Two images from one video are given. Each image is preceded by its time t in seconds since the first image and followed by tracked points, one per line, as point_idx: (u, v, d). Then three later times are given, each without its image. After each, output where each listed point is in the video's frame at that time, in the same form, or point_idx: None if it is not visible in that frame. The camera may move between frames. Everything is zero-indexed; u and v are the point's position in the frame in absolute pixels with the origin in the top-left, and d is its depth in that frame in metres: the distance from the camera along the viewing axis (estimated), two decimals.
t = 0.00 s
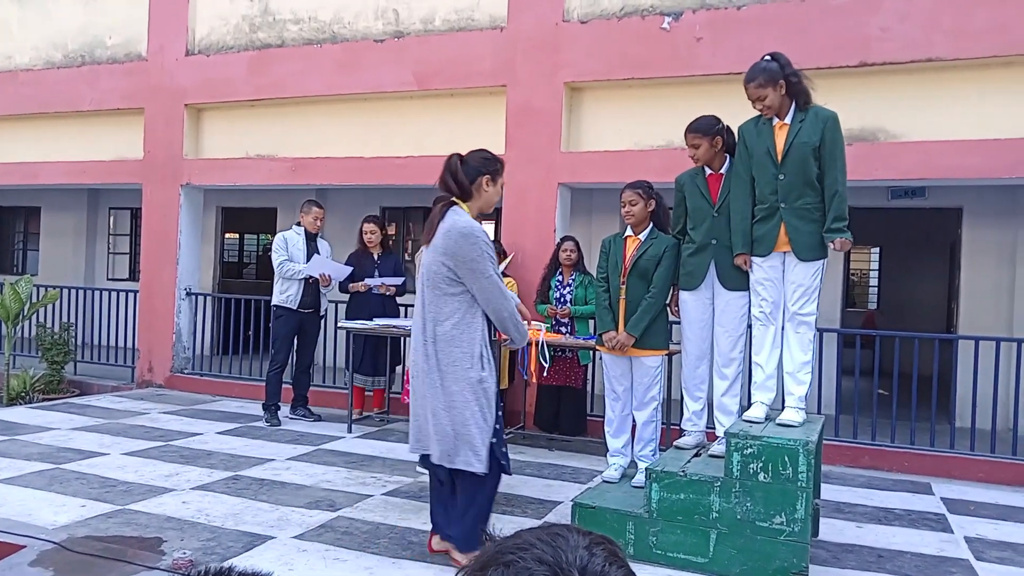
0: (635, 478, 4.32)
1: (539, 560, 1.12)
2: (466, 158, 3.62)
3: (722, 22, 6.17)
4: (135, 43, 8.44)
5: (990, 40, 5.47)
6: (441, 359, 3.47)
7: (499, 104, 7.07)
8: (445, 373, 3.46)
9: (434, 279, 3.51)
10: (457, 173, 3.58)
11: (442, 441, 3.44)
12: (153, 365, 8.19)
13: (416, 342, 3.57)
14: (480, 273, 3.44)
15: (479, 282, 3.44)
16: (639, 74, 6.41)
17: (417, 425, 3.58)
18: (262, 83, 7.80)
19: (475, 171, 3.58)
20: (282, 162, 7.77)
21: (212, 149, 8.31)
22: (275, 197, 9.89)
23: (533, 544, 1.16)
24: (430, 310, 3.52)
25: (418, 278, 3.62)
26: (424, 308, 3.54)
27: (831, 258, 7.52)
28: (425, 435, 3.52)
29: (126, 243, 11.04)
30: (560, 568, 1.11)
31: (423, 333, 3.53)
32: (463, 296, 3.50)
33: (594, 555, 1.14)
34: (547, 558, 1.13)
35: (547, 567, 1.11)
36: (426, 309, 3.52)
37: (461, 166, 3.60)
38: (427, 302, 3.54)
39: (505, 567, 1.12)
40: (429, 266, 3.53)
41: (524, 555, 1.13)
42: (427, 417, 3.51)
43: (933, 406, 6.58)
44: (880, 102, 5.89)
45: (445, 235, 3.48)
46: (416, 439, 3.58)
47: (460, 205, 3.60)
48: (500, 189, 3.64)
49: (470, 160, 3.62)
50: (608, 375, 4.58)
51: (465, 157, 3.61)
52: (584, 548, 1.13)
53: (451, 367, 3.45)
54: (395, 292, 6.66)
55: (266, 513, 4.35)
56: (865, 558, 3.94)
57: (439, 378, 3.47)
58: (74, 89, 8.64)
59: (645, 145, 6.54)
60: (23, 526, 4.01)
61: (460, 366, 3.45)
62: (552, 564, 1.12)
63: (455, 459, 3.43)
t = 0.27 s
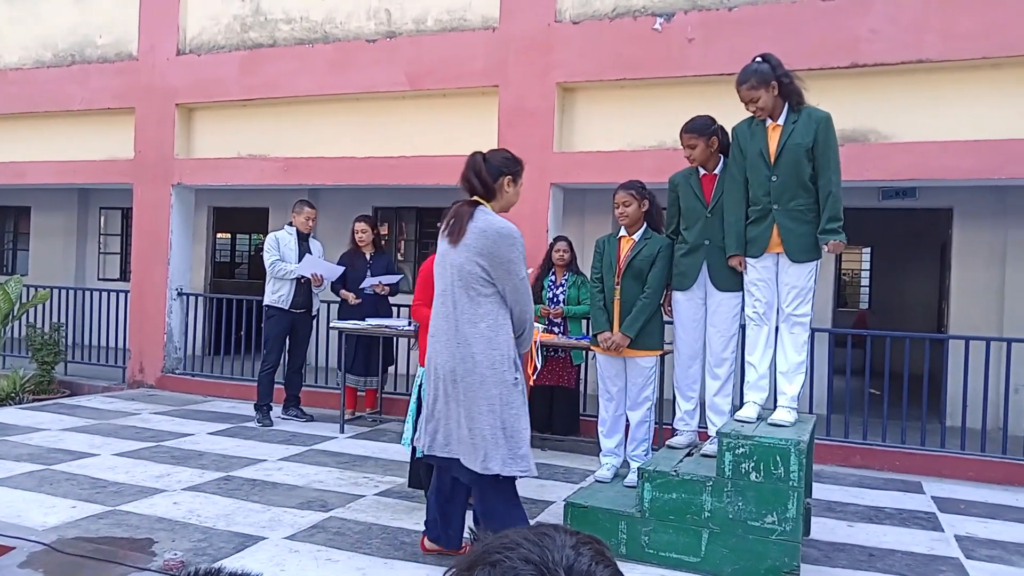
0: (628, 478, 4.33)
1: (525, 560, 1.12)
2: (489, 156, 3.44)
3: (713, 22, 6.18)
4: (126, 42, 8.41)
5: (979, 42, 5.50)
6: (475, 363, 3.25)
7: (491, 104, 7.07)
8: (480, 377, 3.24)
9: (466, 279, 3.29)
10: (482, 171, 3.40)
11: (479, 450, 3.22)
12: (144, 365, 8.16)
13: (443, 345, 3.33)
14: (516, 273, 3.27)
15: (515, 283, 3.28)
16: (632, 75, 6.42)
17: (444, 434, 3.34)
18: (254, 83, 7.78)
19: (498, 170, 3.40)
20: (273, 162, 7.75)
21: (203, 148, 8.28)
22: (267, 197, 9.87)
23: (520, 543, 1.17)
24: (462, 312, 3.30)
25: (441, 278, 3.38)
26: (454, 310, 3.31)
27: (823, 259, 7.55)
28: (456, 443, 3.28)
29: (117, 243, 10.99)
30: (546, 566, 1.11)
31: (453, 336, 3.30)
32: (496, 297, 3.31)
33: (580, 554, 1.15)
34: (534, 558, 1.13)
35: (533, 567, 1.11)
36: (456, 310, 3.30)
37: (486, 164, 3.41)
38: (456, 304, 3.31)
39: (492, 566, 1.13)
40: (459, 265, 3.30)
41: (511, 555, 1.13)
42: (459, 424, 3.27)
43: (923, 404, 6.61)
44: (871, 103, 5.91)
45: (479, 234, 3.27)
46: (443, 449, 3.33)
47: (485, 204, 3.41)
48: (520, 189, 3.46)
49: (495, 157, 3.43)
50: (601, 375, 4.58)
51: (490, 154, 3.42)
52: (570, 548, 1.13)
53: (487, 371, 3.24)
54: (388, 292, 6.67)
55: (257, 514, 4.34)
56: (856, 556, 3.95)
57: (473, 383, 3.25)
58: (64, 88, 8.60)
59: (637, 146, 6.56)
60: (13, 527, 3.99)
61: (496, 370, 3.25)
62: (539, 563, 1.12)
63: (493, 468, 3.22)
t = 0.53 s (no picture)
0: (615, 482, 4.33)
1: (505, 562, 1.11)
2: (509, 161, 3.21)
3: (702, 27, 6.21)
4: (113, 43, 8.36)
5: (964, 47, 5.54)
6: (494, 367, 3.04)
7: (480, 107, 7.07)
8: (498, 382, 3.04)
9: (487, 280, 3.06)
10: (506, 174, 3.17)
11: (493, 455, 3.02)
12: (130, 369, 8.11)
13: (457, 348, 3.07)
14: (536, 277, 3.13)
15: (533, 287, 3.13)
16: (620, 79, 6.44)
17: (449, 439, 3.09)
18: (242, 85, 7.75)
19: (518, 176, 3.19)
20: (262, 164, 7.73)
21: (191, 150, 8.25)
22: (255, 199, 9.84)
23: (501, 545, 1.16)
24: (479, 314, 3.06)
25: (455, 276, 3.11)
26: (469, 312, 3.06)
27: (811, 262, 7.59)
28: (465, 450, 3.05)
29: (103, 245, 10.92)
30: (525, 567, 1.11)
31: (469, 338, 3.05)
32: (513, 301, 3.12)
33: (561, 556, 1.14)
34: (514, 560, 1.12)
35: (513, 568, 1.11)
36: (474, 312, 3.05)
37: (511, 168, 3.19)
38: (473, 305, 3.07)
39: (473, 568, 1.12)
40: (480, 264, 3.07)
41: (491, 557, 1.13)
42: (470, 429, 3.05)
43: (909, 408, 6.65)
44: (857, 108, 5.95)
45: (503, 235, 3.07)
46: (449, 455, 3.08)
47: (502, 210, 3.18)
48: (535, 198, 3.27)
49: (519, 163, 3.22)
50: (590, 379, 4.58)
51: (515, 159, 3.20)
52: (550, 550, 1.13)
53: (505, 376, 3.04)
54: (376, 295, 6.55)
55: (243, 518, 4.32)
56: (842, 559, 3.97)
57: (490, 388, 3.03)
58: (50, 89, 8.55)
59: (625, 149, 6.57)
60: None
61: (513, 375, 3.06)
62: (519, 565, 1.11)
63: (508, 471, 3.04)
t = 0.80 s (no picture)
0: (607, 483, 4.34)
1: (489, 563, 1.11)
2: (519, 168, 3.16)
3: (692, 28, 6.22)
4: (103, 44, 8.33)
5: (953, 48, 5.57)
6: (494, 371, 2.93)
7: (471, 109, 7.07)
8: (497, 385, 2.93)
9: (494, 281, 2.96)
10: (516, 181, 3.12)
11: (486, 460, 2.91)
12: (121, 371, 8.07)
13: (457, 348, 2.95)
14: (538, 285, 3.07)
15: (533, 293, 3.07)
16: (611, 79, 6.44)
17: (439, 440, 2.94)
18: (232, 86, 7.73)
19: (528, 184, 3.14)
20: (252, 165, 7.71)
21: (181, 152, 8.22)
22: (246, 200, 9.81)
23: (486, 546, 1.16)
24: (482, 317, 2.95)
25: (459, 274, 3.00)
26: (472, 313, 2.95)
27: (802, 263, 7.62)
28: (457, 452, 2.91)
29: (94, 247, 10.87)
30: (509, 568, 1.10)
31: (471, 339, 2.93)
32: (514, 306, 3.03)
33: (545, 557, 1.14)
34: (498, 561, 1.12)
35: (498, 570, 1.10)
36: (479, 312, 2.94)
37: (521, 176, 3.14)
38: (476, 307, 2.95)
39: (457, 570, 1.12)
40: (487, 265, 2.96)
41: (476, 558, 1.13)
42: (465, 432, 2.91)
43: (900, 407, 6.67)
44: (847, 109, 5.97)
45: (512, 239, 3.00)
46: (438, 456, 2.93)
47: (511, 216, 3.11)
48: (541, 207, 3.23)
49: (528, 172, 3.18)
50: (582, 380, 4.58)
51: (526, 167, 3.16)
52: (534, 550, 1.13)
53: (505, 381, 2.95)
54: (368, 296, 6.58)
55: (234, 521, 4.31)
56: (833, 559, 3.98)
57: (488, 391, 2.92)
58: (39, 90, 8.52)
59: (617, 150, 6.58)
60: None
61: (511, 380, 2.97)
62: (503, 566, 1.11)
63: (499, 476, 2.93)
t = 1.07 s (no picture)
0: (599, 486, 4.35)
1: (473, 567, 1.11)
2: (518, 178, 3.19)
3: (685, 32, 6.24)
4: (94, 47, 8.31)
5: (943, 52, 5.60)
6: (488, 376, 2.94)
7: (464, 112, 7.08)
8: (489, 390, 2.94)
9: (491, 287, 2.96)
10: (516, 190, 3.14)
11: (474, 462, 2.92)
12: (112, 376, 8.03)
13: (452, 351, 2.93)
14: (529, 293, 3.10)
15: (525, 300, 3.09)
16: (604, 83, 6.46)
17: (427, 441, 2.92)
18: (224, 90, 7.72)
19: (527, 194, 3.16)
20: (244, 169, 7.69)
21: (173, 155, 8.20)
22: (238, 204, 9.79)
23: (473, 551, 1.16)
24: (478, 321, 2.94)
25: (457, 278, 2.97)
26: (468, 318, 2.94)
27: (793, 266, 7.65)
28: (446, 454, 2.90)
29: (85, 251, 10.83)
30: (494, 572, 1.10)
31: (468, 343, 2.92)
32: (506, 312, 3.05)
33: (532, 562, 1.15)
34: (483, 566, 1.12)
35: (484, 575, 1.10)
36: (477, 318, 2.93)
37: (523, 185, 3.17)
38: (473, 311, 2.94)
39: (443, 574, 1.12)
40: (487, 271, 2.96)
41: (462, 563, 1.13)
42: (456, 434, 2.91)
43: (891, 409, 6.69)
44: (839, 113, 5.99)
45: (512, 247, 3.01)
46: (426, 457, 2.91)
47: (511, 225, 3.13)
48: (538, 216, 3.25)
49: (528, 182, 3.21)
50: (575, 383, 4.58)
51: (527, 177, 3.19)
52: (520, 556, 1.13)
53: (496, 386, 2.96)
54: (360, 301, 6.59)
55: (225, 526, 4.29)
56: (825, 561, 3.99)
57: (481, 396, 2.92)
58: (30, 93, 8.49)
59: (610, 154, 6.60)
60: None
61: (502, 385, 2.98)
62: (489, 570, 1.11)
63: (485, 479, 2.95)
